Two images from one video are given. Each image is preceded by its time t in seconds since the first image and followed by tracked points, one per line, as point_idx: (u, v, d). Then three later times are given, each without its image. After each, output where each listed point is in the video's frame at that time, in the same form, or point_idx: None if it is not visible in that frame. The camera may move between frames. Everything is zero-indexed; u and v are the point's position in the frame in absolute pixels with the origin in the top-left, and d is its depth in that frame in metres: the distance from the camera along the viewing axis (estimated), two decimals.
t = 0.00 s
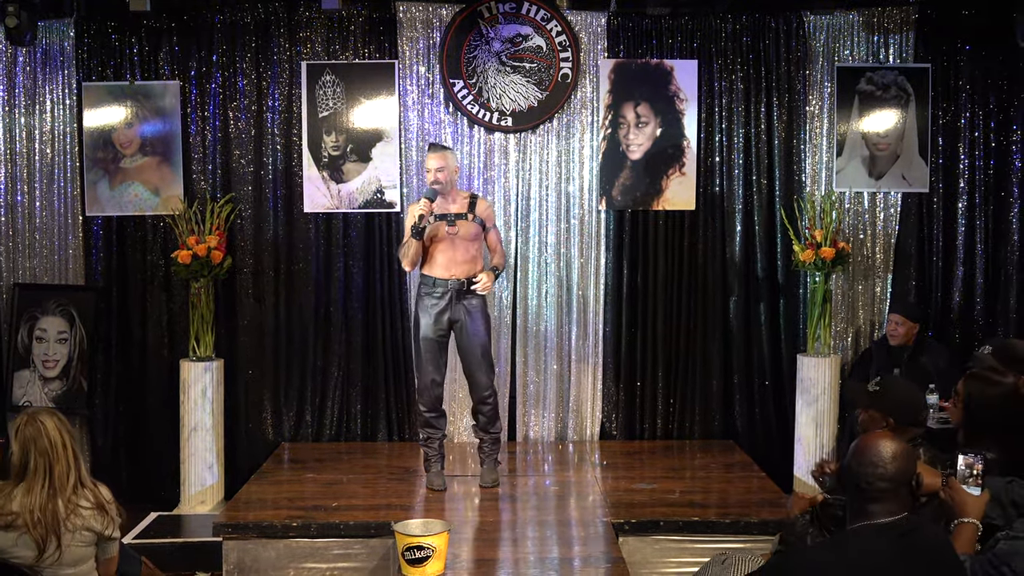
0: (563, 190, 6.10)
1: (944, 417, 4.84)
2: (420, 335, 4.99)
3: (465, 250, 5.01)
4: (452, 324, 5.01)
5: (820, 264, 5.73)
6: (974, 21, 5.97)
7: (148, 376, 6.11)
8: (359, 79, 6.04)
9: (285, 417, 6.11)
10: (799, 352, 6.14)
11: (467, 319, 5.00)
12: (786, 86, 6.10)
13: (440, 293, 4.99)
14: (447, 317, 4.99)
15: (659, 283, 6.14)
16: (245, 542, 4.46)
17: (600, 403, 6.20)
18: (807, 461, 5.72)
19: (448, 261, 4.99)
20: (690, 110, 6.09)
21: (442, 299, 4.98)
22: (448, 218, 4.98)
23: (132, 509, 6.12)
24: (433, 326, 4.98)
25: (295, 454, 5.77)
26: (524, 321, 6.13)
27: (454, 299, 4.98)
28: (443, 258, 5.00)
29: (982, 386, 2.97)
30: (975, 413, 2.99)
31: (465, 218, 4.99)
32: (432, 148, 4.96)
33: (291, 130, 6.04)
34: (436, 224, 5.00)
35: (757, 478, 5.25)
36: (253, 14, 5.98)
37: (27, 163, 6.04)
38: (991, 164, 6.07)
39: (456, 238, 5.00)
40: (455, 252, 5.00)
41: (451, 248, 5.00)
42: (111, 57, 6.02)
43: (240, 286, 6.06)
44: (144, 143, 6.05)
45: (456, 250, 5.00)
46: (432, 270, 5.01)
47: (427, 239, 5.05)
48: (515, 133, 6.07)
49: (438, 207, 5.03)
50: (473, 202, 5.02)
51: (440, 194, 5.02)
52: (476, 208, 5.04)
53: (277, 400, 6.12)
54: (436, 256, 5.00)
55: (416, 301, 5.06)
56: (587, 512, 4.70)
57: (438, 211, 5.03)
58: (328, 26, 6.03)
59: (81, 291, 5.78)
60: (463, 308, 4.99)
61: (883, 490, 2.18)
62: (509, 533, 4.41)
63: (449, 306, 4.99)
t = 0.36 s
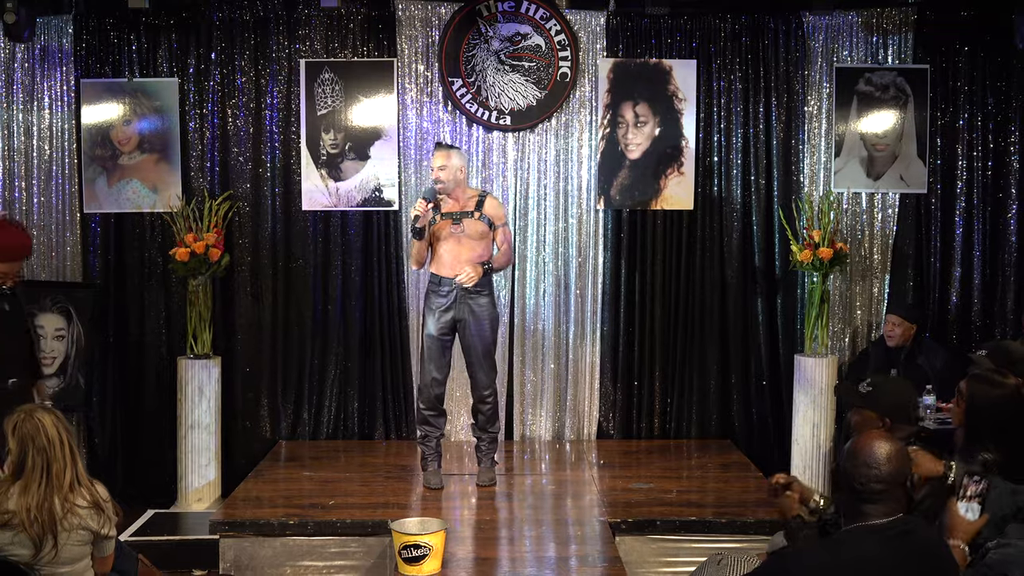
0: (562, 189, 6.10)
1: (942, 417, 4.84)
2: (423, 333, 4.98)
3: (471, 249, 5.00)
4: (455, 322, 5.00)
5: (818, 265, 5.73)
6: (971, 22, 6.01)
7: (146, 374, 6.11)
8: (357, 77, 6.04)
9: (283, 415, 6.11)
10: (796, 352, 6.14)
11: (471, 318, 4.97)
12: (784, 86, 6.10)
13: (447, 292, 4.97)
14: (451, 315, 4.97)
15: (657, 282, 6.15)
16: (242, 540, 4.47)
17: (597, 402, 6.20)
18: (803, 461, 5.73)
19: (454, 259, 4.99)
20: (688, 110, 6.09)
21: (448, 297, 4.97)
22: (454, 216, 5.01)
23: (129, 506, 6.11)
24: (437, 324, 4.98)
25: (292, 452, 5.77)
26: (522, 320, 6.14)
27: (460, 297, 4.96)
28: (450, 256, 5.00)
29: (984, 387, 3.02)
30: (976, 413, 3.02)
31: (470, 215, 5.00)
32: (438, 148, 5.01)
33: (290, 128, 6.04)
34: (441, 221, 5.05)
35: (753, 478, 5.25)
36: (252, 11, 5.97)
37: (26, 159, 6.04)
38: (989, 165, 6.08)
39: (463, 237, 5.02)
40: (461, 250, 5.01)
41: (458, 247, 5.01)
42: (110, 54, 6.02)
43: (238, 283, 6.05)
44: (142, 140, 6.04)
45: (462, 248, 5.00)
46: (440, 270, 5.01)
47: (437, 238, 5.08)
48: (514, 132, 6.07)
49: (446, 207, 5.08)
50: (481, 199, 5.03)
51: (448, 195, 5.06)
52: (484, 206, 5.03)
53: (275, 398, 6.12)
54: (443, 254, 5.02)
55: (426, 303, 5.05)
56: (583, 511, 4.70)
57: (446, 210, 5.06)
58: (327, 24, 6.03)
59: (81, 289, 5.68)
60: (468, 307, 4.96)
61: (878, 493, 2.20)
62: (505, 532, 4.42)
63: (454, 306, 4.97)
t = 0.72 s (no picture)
0: (560, 189, 6.10)
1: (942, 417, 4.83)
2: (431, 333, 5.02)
3: (480, 249, 5.00)
4: (464, 323, 5.03)
5: (816, 264, 5.73)
6: (969, 22, 6.01)
7: (145, 373, 6.10)
8: (356, 77, 6.04)
9: (281, 415, 6.11)
10: (795, 352, 6.15)
11: (478, 319, 5.00)
12: (783, 86, 6.10)
13: (456, 295, 5.00)
14: (460, 315, 5.00)
15: (656, 282, 6.15)
16: (240, 539, 4.47)
17: (596, 402, 6.20)
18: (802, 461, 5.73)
19: (463, 260, 5.00)
20: (687, 109, 6.09)
21: (458, 298, 5.00)
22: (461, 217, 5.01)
23: (128, 505, 6.11)
24: (446, 324, 5.01)
25: (291, 452, 5.77)
26: (521, 320, 6.14)
27: (470, 297, 4.99)
28: (459, 257, 5.01)
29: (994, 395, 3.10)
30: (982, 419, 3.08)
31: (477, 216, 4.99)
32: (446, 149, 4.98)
33: (288, 127, 6.04)
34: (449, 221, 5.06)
35: (752, 477, 5.25)
36: (251, 11, 5.97)
37: (24, 159, 6.03)
38: (987, 164, 6.08)
39: (472, 237, 5.01)
40: (470, 251, 5.01)
41: (466, 247, 5.02)
42: (109, 54, 6.01)
43: (237, 283, 6.05)
44: (140, 139, 6.04)
45: (471, 248, 5.00)
46: (450, 271, 5.02)
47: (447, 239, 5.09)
48: (513, 131, 6.08)
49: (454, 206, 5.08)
50: (489, 199, 5.02)
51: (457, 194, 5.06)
52: (492, 206, 5.02)
53: (273, 398, 6.11)
54: (453, 255, 5.03)
55: (436, 303, 5.09)
56: (582, 510, 4.71)
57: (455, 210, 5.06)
58: (326, 24, 6.03)
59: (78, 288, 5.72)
60: (479, 308, 4.99)
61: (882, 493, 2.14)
62: (503, 531, 4.41)
63: (465, 305, 5.00)
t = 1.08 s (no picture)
0: (560, 189, 6.10)
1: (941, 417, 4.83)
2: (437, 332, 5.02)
3: (485, 249, 5.01)
4: (469, 321, 5.02)
5: (816, 264, 5.73)
6: (969, 21, 6.01)
7: (144, 372, 6.09)
8: (356, 75, 6.04)
9: (281, 414, 6.11)
10: (794, 351, 6.15)
11: (482, 318, 5.00)
12: (783, 86, 6.10)
13: (462, 294, 5.00)
14: (466, 314, 5.00)
15: (655, 281, 6.15)
16: (240, 538, 4.47)
17: (595, 401, 6.20)
18: (800, 461, 5.74)
19: (469, 260, 5.01)
20: (686, 109, 6.09)
21: (463, 297, 5.00)
22: (467, 217, 5.04)
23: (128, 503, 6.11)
24: (452, 322, 5.02)
25: (290, 450, 5.77)
26: (521, 318, 6.15)
27: (475, 296, 4.99)
28: (465, 256, 5.03)
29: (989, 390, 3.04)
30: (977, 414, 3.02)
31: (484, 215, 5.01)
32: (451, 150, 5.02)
33: (288, 126, 6.04)
34: (455, 221, 5.08)
35: (751, 476, 5.26)
36: (251, 9, 5.97)
37: (23, 157, 6.03)
38: (988, 164, 6.08)
39: (477, 237, 5.03)
40: (476, 251, 5.02)
41: (472, 246, 5.03)
42: (109, 52, 6.01)
43: (236, 281, 6.05)
44: (140, 138, 6.04)
45: (477, 248, 5.02)
46: (456, 270, 5.03)
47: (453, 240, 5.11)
48: (513, 130, 6.08)
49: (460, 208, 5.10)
50: (495, 200, 5.05)
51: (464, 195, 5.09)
52: (499, 207, 5.05)
53: (273, 397, 6.11)
54: (459, 255, 5.04)
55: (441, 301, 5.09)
56: (581, 509, 4.71)
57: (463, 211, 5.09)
58: (326, 22, 6.02)
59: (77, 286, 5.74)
60: (482, 307, 4.99)
61: (890, 493, 2.13)
62: (503, 530, 4.41)
63: (471, 303, 4.99)
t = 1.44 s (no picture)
0: (561, 188, 6.10)
1: (942, 416, 4.83)
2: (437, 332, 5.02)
3: (487, 250, 5.02)
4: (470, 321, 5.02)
5: (816, 263, 5.73)
6: (968, 20, 6.01)
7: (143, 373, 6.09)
8: (356, 75, 6.04)
9: (282, 415, 6.10)
10: (795, 350, 6.14)
11: (482, 317, 5.00)
12: (783, 85, 6.09)
13: (463, 295, 5.00)
14: (467, 313, 5.00)
15: (656, 280, 6.14)
16: (240, 538, 4.48)
17: (596, 401, 6.20)
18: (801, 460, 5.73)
19: (470, 259, 5.02)
20: (687, 108, 6.09)
21: (463, 296, 5.00)
22: (468, 217, 5.04)
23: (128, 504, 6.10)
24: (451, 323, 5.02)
25: (290, 450, 5.77)
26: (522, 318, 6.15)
27: (476, 296, 4.99)
28: (467, 254, 5.03)
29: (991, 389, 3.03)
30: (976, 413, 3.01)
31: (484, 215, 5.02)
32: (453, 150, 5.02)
33: (288, 126, 6.04)
34: (455, 220, 5.08)
35: (752, 476, 5.25)
36: (251, 9, 5.97)
37: (24, 158, 6.04)
38: (988, 163, 6.07)
39: (479, 237, 5.03)
40: (478, 251, 5.02)
41: (474, 247, 5.03)
42: (108, 52, 6.01)
43: (237, 281, 6.05)
44: (141, 139, 6.04)
45: (478, 249, 5.02)
46: (457, 270, 5.04)
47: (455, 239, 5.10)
48: (513, 130, 6.08)
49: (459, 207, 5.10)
50: (497, 200, 5.05)
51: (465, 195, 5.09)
52: (501, 207, 5.05)
53: (273, 397, 6.11)
54: (461, 254, 5.04)
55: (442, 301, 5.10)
56: (583, 508, 4.71)
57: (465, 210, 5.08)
58: (326, 22, 6.02)
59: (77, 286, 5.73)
60: (483, 306, 4.99)
61: (888, 492, 2.08)
62: (504, 530, 4.41)
63: (472, 303, 4.99)
